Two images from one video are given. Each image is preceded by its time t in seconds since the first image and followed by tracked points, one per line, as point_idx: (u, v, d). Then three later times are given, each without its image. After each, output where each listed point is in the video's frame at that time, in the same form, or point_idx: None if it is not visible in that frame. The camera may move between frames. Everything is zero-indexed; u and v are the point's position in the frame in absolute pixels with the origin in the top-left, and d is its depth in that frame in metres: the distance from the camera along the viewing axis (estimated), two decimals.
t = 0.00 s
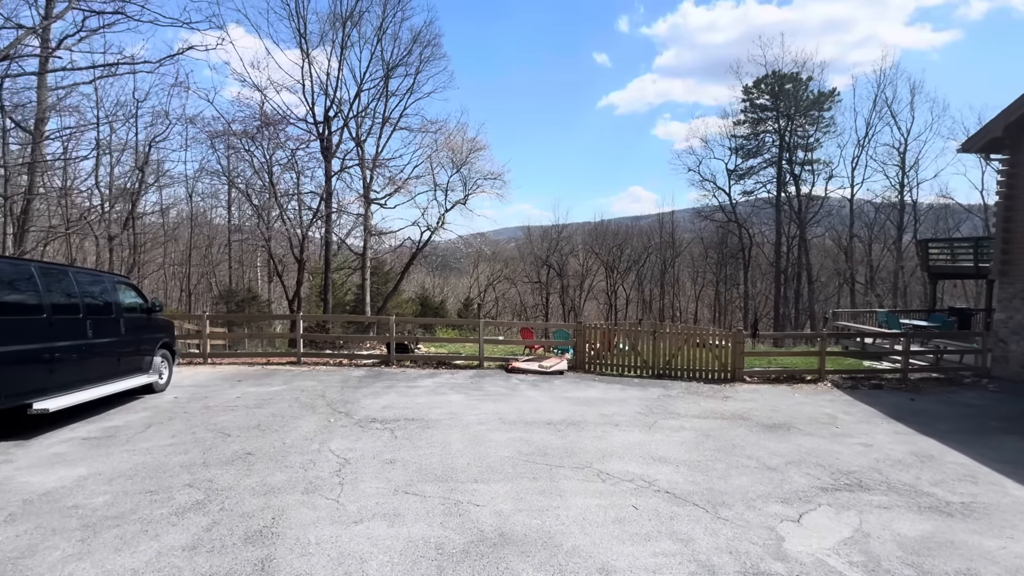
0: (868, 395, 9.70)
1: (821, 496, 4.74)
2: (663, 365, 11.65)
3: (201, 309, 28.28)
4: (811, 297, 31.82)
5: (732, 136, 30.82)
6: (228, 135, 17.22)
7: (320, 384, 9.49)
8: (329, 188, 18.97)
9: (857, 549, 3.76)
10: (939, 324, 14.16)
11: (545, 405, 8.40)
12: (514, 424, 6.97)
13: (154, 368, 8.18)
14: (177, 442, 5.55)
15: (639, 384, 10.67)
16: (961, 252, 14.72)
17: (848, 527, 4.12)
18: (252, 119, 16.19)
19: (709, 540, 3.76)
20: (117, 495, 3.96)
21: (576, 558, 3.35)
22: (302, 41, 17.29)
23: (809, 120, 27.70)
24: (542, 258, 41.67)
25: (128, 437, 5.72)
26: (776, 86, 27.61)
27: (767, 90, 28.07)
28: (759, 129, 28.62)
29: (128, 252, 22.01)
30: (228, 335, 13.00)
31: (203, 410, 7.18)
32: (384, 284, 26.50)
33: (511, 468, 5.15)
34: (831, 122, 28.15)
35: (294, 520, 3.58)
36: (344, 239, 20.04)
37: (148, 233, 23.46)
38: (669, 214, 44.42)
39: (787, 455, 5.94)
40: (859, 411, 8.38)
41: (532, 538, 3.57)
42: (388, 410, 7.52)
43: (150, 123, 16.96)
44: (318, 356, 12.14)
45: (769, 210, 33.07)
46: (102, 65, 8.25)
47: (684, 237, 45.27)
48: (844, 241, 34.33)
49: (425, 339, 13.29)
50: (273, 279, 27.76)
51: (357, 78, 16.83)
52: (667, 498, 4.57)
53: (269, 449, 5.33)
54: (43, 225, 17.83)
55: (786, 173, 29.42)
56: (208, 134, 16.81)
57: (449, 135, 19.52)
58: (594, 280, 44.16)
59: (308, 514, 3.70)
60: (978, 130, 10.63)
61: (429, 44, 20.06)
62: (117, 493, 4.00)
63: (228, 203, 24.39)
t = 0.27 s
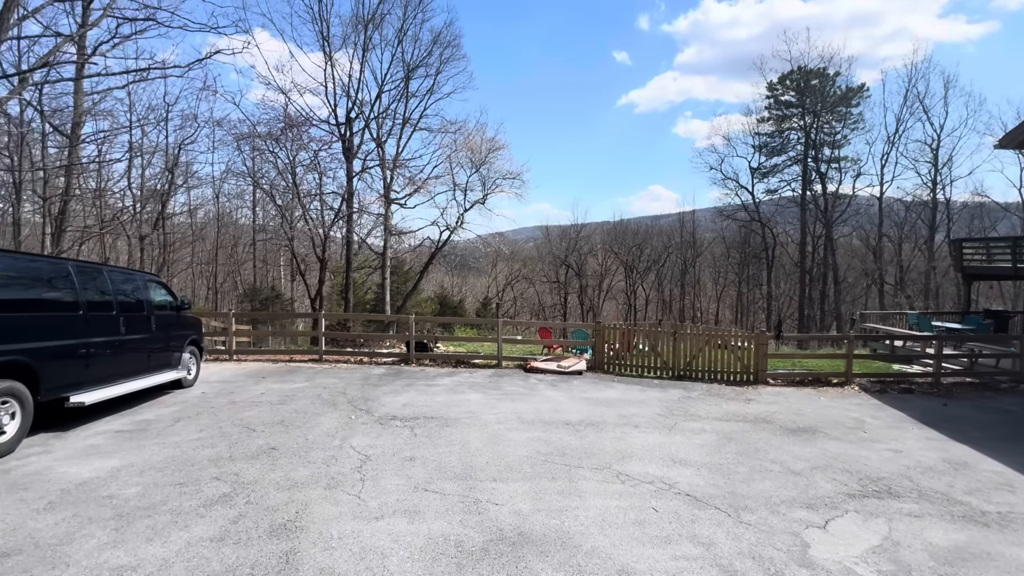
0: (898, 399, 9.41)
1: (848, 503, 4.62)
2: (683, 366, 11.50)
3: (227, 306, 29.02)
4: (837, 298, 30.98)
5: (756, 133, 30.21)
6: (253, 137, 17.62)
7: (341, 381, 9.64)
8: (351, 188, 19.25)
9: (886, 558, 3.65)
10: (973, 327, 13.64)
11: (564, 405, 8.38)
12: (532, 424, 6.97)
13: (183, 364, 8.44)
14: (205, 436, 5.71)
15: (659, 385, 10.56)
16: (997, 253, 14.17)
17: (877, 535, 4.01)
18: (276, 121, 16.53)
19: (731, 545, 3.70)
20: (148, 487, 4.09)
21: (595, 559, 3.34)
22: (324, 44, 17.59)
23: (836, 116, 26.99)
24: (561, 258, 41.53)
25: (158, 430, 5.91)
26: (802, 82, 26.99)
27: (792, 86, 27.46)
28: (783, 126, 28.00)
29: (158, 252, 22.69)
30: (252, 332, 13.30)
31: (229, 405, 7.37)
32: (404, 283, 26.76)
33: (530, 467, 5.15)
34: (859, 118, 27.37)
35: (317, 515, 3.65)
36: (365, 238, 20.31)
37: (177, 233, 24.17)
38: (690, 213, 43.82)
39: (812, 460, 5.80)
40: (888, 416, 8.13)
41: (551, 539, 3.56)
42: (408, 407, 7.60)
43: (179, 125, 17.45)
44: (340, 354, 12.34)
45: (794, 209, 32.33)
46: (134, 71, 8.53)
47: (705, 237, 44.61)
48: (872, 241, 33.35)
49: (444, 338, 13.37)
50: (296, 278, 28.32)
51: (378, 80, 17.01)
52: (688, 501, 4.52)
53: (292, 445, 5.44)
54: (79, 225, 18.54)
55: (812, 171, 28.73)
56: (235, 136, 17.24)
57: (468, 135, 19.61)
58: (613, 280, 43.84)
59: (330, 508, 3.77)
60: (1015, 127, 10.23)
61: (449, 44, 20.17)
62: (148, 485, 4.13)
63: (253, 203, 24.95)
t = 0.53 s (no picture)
0: (933, 405, 9.07)
1: (880, 510, 4.49)
2: (707, 367, 11.32)
3: (255, 304, 29.79)
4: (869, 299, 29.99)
5: (784, 130, 29.49)
6: (280, 139, 18.04)
7: (364, 378, 9.80)
8: (374, 188, 19.53)
9: (921, 568, 3.53)
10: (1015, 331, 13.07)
11: (585, 405, 8.35)
12: (554, 423, 6.96)
13: (213, 360, 8.71)
14: (234, 430, 5.88)
15: (682, 386, 10.41)
16: None
17: (911, 543, 3.88)
18: (303, 123, 16.89)
19: (757, 550, 3.63)
20: (182, 478, 4.23)
21: (618, 560, 3.32)
22: (349, 47, 17.89)
23: (868, 111, 26.15)
24: (582, 257, 41.28)
25: (191, 423, 6.12)
26: (833, 77, 26.24)
27: (822, 81, 26.72)
28: (813, 122, 27.26)
29: (190, 251, 23.44)
30: (279, 329, 13.63)
31: (257, 400, 7.57)
32: (426, 282, 26.99)
33: (551, 467, 5.15)
34: (893, 113, 26.46)
35: (343, 509, 3.72)
36: (388, 237, 20.57)
37: (207, 233, 24.91)
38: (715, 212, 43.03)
39: (842, 466, 5.64)
40: (923, 422, 7.85)
41: (572, 538, 3.56)
42: (430, 405, 7.68)
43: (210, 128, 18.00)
44: (363, 351, 12.54)
45: (823, 208, 31.44)
46: (169, 76, 8.85)
47: (730, 236, 43.76)
48: (906, 240, 32.18)
49: (465, 337, 13.45)
50: (321, 276, 28.90)
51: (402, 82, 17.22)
52: (712, 504, 4.45)
53: (318, 440, 5.56)
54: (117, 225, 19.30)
55: (842, 168, 27.90)
56: (263, 138, 17.69)
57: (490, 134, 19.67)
58: (635, 279, 43.37)
59: (355, 503, 3.84)
60: None
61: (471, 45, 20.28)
62: (182, 476, 4.28)
63: (279, 203, 25.55)
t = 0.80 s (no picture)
0: (975, 411, 8.69)
1: (916, 518, 4.33)
2: (734, 368, 11.09)
3: (283, 301, 30.56)
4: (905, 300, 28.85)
5: (815, 125, 28.62)
6: (309, 140, 18.45)
7: (389, 375, 9.96)
8: (399, 187, 19.77)
9: None
10: None
11: (608, 405, 8.29)
12: (576, 423, 6.94)
13: (245, 355, 8.97)
14: (266, 423, 6.06)
15: (707, 387, 10.24)
16: None
17: (950, 554, 3.74)
18: (330, 123, 17.23)
19: (786, 556, 3.55)
20: (216, 468, 4.38)
21: (642, 562, 3.29)
22: (375, 48, 18.15)
23: (906, 105, 25.15)
24: (605, 255, 40.94)
25: (224, 416, 6.33)
26: (868, 69, 25.34)
27: (857, 74, 25.83)
28: (846, 117, 26.39)
29: (222, 249, 24.19)
30: (307, 326, 13.95)
31: (286, 395, 7.78)
32: (449, 280, 27.20)
33: (574, 466, 5.14)
34: (933, 105, 25.38)
35: (370, 502, 3.80)
36: (412, 236, 20.80)
37: (238, 232, 25.66)
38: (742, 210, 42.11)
39: (876, 472, 5.46)
40: (964, 428, 7.52)
41: (596, 538, 3.55)
42: (453, 402, 7.75)
43: (242, 130, 18.52)
44: (388, 348, 12.73)
45: (857, 205, 30.39)
46: (203, 80, 9.16)
47: (758, 234, 42.74)
48: (947, 238, 30.84)
49: (488, 335, 13.50)
50: (347, 274, 29.46)
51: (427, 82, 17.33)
52: (739, 508, 4.37)
53: (345, 435, 5.67)
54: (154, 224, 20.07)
55: (877, 164, 26.93)
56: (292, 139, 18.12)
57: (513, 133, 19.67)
58: (659, 278, 42.78)
59: (381, 497, 3.91)
60: None
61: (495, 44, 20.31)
62: (217, 467, 4.43)
63: (307, 202, 26.13)
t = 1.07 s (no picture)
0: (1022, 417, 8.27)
1: (958, 528, 4.15)
2: (762, 369, 10.82)
3: (311, 298, 31.24)
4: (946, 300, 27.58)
5: (850, 118, 27.64)
6: (336, 140, 18.79)
7: (414, 371, 10.08)
8: (423, 185, 19.95)
9: None
10: None
11: (633, 404, 8.21)
12: (601, 422, 6.89)
13: (275, 350, 9.21)
14: (295, 417, 6.22)
15: (735, 388, 10.02)
16: None
17: (995, 566, 3.57)
18: (357, 123, 17.51)
19: (819, 562, 3.45)
20: (249, 460, 4.51)
21: (669, 563, 3.25)
22: (400, 47, 18.33)
23: (948, 96, 24.04)
24: (629, 253, 40.43)
25: (256, 409, 6.52)
26: (907, 59, 24.31)
27: (895, 64, 24.81)
28: (883, 109, 25.38)
29: (253, 247, 24.86)
30: (334, 322, 14.22)
31: (315, 390, 7.96)
32: (472, 278, 27.33)
33: (598, 465, 5.11)
34: (977, 96, 24.18)
35: (396, 496, 3.85)
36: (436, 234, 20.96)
37: (268, 230, 26.33)
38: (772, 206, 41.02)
39: (915, 478, 5.26)
40: (1010, 435, 7.17)
41: (622, 538, 3.52)
42: (477, 399, 7.80)
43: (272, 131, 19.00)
44: (412, 345, 12.88)
45: (895, 201, 29.21)
46: (235, 83, 9.46)
47: (788, 232, 41.57)
48: (992, 235, 29.36)
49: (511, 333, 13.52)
50: (372, 272, 29.91)
51: (452, 81, 17.41)
52: (769, 512, 4.26)
53: (371, 429, 5.77)
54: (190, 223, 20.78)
55: (917, 158, 25.82)
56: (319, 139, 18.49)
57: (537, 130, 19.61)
58: (685, 277, 42.04)
59: (408, 491, 3.97)
60: None
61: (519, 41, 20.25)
62: (250, 458, 4.57)
63: (334, 201, 26.63)
